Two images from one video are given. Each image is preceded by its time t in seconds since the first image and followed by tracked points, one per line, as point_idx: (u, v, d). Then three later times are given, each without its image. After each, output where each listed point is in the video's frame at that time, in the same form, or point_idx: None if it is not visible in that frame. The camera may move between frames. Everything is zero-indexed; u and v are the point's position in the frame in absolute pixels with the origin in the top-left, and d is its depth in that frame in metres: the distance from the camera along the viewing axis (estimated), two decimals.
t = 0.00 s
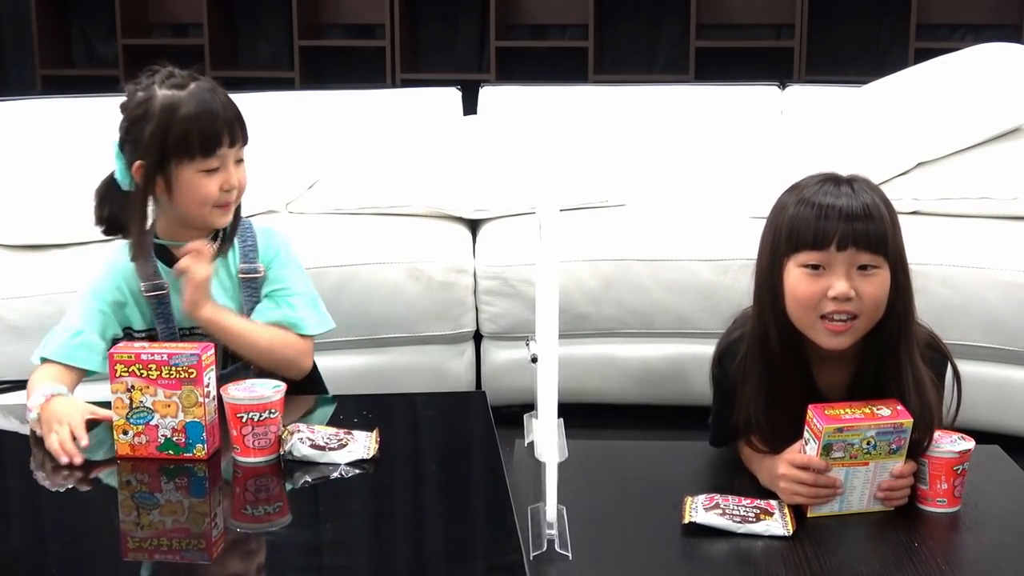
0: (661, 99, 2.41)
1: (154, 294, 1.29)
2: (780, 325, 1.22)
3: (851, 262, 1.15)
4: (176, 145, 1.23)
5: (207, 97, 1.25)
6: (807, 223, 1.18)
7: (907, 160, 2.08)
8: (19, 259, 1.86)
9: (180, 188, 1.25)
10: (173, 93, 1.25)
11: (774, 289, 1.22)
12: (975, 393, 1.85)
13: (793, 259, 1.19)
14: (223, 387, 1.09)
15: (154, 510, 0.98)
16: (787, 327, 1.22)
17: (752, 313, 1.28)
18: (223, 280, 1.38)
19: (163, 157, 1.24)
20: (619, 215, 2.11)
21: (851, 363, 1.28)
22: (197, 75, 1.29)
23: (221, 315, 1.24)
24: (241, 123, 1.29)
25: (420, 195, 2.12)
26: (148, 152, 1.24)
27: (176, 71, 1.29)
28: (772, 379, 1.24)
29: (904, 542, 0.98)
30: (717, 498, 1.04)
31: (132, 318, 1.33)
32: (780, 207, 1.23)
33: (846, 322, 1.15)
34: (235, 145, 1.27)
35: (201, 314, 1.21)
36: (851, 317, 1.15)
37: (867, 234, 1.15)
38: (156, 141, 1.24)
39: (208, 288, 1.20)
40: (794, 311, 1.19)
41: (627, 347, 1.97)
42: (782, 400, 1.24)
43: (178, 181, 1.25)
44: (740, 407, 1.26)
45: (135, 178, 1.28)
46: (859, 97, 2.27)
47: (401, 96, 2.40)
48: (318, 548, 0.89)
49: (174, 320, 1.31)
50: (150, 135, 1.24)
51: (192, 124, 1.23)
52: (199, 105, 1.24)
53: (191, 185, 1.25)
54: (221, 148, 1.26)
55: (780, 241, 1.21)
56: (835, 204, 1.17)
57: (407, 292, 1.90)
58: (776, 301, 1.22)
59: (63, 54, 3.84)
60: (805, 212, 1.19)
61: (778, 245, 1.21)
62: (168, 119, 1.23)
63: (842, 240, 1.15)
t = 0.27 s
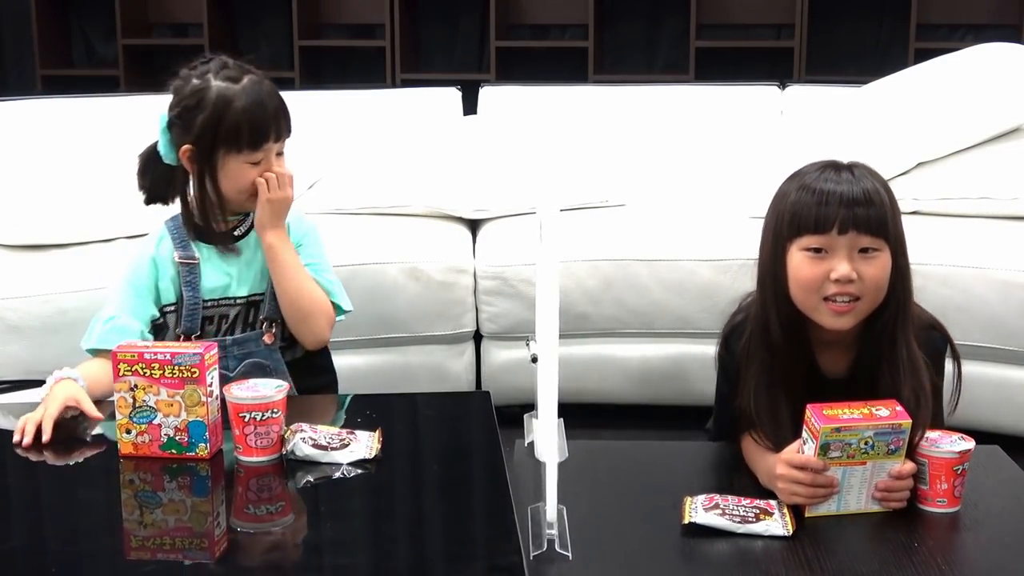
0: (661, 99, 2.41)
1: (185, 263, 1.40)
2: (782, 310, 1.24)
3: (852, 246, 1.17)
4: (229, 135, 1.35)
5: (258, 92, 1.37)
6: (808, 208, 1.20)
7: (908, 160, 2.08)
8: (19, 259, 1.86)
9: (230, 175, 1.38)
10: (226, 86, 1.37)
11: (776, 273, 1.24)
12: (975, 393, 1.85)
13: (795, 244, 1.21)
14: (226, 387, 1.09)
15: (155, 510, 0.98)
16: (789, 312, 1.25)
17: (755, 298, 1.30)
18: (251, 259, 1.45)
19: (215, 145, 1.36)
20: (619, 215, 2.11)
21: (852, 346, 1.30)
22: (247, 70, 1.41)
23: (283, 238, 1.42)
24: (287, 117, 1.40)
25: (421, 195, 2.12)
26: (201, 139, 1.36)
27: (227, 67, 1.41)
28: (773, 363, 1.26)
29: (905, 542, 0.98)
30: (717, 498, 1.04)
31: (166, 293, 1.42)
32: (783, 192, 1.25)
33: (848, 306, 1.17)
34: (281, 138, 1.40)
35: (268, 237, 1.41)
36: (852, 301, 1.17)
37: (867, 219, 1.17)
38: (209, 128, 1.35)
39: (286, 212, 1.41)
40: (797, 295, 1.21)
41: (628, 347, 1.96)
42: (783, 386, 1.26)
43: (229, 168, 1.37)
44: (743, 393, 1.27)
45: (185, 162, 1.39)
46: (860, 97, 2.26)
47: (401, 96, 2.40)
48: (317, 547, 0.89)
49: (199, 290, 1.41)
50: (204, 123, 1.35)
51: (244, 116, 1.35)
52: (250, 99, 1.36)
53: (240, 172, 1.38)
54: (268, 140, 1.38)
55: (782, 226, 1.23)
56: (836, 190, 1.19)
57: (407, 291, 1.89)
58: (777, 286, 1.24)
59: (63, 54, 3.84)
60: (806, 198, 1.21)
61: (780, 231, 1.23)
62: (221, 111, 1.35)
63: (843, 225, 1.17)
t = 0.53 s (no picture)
0: (661, 99, 2.41)
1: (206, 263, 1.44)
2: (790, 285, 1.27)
3: (859, 220, 1.21)
4: (257, 139, 1.38)
5: (286, 97, 1.39)
6: (816, 186, 1.24)
7: (908, 160, 2.08)
8: (19, 259, 1.86)
9: (256, 177, 1.41)
10: (255, 90, 1.39)
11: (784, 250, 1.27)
12: (975, 393, 1.85)
13: (804, 220, 1.25)
14: (226, 386, 1.09)
15: (156, 510, 0.98)
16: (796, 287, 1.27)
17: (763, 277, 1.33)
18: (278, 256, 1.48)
19: (243, 147, 1.38)
20: (619, 215, 2.11)
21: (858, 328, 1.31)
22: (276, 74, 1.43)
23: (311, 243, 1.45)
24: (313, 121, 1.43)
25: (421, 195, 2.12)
26: (229, 141, 1.38)
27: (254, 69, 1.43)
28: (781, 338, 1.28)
29: (905, 542, 0.98)
30: (717, 497, 1.04)
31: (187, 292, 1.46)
32: (790, 175, 1.29)
33: (855, 277, 1.20)
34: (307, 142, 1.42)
35: (296, 242, 1.44)
36: (859, 271, 1.20)
37: (873, 195, 1.22)
38: (238, 132, 1.37)
39: (310, 217, 1.45)
40: (806, 267, 1.24)
41: (627, 347, 1.97)
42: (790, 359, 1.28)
43: (255, 171, 1.40)
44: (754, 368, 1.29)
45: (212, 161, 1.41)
46: (860, 97, 2.26)
47: (401, 96, 2.40)
48: (317, 547, 0.89)
49: (221, 286, 1.45)
50: (233, 126, 1.38)
51: (273, 121, 1.38)
52: (279, 104, 1.38)
53: (266, 175, 1.41)
54: (295, 144, 1.40)
55: (791, 205, 1.27)
56: (843, 168, 1.24)
57: (408, 291, 1.89)
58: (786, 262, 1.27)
59: (63, 54, 3.84)
60: (814, 176, 1.25)
61: (788, 209, 1.27)
62: (249, 115, 1.37)
63: (851, 199, 1.22)
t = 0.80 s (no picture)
0: (661, 99, 2.41)
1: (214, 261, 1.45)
2: (793, 273, 1.27)
3: (863, 208, 1.22)
4: (267, 142, 1.38)
5: (296, 100, 1.40)
6: (818, 176, 1.24)
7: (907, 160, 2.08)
8: (19, 259, 1.86)
9: (265, 180, 1.40)
10: (266, 93, 1.39)
11: (787, 240, 1.27)
12: (975, 393, 1.85)
13: (807, 210, 1.25)
14: (226, 386, 1.09)
15: (156, 510, 0.98)
16: (800, 274, 1.27)
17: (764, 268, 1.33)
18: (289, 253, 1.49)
19: (253, 151, 1.39)
20: (619, 215, 2.11)
21: (858, 313, 1.32)
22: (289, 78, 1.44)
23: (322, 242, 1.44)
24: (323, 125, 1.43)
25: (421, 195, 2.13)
26: (240, 144, 1.39)
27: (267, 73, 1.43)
28: (786, 325, 1.28)
29: (905, 542, 0.98)
30: (717, 498, 1.04)
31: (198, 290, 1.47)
32: (788, 169, 1.30)
33: (862, 262, 1.20)
34: (316, 146, 1.42)
35: (308, 242, 1.43)
36: (866, 257, 1.21)
37: (874, 183, 1.23)
38: (249, 135, 1.38)
39: (319, 215, 1.44)
40: (812, 255, 1.24)
41: (627, 347, 1.97)
42: (795, 346, 1.28)
43: (265, 174, 1.40)
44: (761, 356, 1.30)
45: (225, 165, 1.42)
46: (860, 96, 2.26)
47: (401, 96, 2.40)
48: (317, 547, 0.89)
49: (232, 284, 1.46)
50: (244, 129, 1.38)
51: (283, 124, 1.38)
52: (288, 107, 1.38)
53: (275, 178, 1.40)
54: (304, 148, 1.40)
55: (793, 196, 1.27)
56: (843, 159, 1.24)
57: (408, 291, 1.89)
58: (789, 251, 1.27)
59: (62, 54, 3.84)
60: (816, 168, 1.25)
61: (790, 199, 1.27)
62: (260, 118, 1.38)
63: (854, 187, 1.22)
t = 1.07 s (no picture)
0: (661, 99, 2.41)
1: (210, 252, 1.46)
2: (795, 272, 1.27)
3: (865, 207, 1.22)
4: (257, 134, 1.39)
5: (289, 95, 1.39)
6: (820, 175, 1.24)
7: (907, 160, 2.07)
8: (19, 259, 1.86)
9: (258, 172, 1.41)
10: (263, 86, 1.40)
11: (788, 238, 1.27)
12: (975, 394, 1.85)
13: (809, 208, 1.25)
14: (226, 386, 1.09)
15: (156, 510, 0.98)
16: (801, 272, 1.27)
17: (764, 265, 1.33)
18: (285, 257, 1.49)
19: (246, 142, 1.40)
20: (619, 215, 2.11)
21: (858, 311, 1.32)
22: (293, 74, 1.44)
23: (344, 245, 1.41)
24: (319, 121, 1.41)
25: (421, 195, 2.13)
26: (235, 135, 1.41)
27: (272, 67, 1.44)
28: (787, 324, 1.28)
29: (904, 542, 0.98)
30: (717, 498, 1.04)
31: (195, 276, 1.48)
32: (790, 166, 1.29)
33: (863, 262, 1.21)
34: (309, 140, 1.41)
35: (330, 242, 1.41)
36: (867, 256, 1.21)
37: (876, 182, 1.23)
38: (241, 127, 1.39)
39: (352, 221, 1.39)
40: (813, 254, 1.24)
41: (627, 347, 1.97)
42: (795, 344, 1.28)
43: (257, 165, 1.40)
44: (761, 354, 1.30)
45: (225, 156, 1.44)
46: (860, 96, 2.26)
47: (401, 96, 2.40)
48: (317, 547, 0.90)
49: (225, 278, 1.46)
50: (237, 121, 1.40)
51: (272, 117, 1.38)
52: (279, 100, 1.38)
53: (266, 170, 1.40)
54: (294, 143, 1.39)
55: (794, 194, 1.27)
56: (845, 158, 1.24)
57: (408, 291, 1.89)
58: (790, 249, 1.27)
59: (62, 53, 3.84)
60: (818, 167, 1.25)
61: (791, 197, 1.27)
62: (253, 110, 1.39)
63: (856, 187, 1.22)
